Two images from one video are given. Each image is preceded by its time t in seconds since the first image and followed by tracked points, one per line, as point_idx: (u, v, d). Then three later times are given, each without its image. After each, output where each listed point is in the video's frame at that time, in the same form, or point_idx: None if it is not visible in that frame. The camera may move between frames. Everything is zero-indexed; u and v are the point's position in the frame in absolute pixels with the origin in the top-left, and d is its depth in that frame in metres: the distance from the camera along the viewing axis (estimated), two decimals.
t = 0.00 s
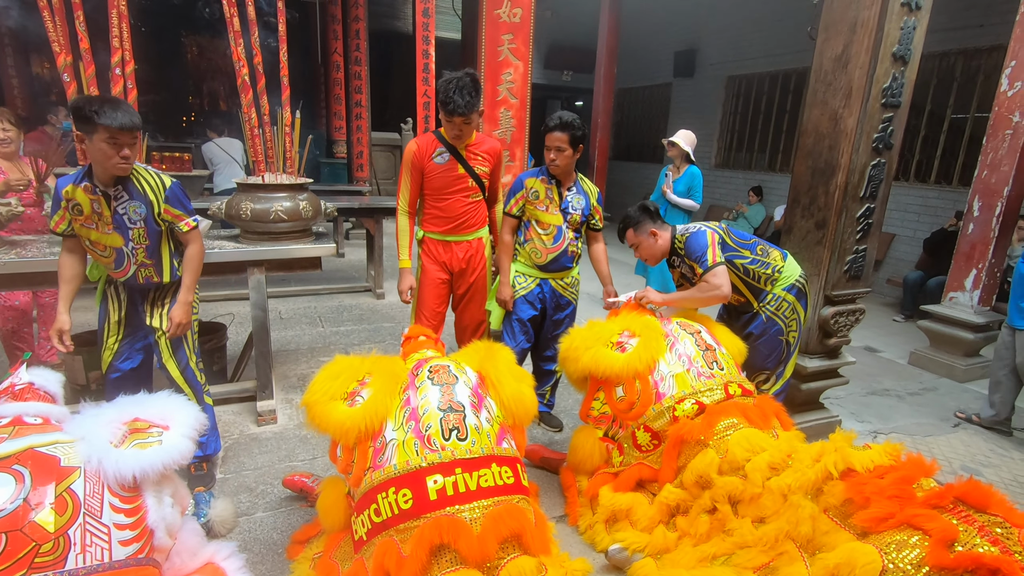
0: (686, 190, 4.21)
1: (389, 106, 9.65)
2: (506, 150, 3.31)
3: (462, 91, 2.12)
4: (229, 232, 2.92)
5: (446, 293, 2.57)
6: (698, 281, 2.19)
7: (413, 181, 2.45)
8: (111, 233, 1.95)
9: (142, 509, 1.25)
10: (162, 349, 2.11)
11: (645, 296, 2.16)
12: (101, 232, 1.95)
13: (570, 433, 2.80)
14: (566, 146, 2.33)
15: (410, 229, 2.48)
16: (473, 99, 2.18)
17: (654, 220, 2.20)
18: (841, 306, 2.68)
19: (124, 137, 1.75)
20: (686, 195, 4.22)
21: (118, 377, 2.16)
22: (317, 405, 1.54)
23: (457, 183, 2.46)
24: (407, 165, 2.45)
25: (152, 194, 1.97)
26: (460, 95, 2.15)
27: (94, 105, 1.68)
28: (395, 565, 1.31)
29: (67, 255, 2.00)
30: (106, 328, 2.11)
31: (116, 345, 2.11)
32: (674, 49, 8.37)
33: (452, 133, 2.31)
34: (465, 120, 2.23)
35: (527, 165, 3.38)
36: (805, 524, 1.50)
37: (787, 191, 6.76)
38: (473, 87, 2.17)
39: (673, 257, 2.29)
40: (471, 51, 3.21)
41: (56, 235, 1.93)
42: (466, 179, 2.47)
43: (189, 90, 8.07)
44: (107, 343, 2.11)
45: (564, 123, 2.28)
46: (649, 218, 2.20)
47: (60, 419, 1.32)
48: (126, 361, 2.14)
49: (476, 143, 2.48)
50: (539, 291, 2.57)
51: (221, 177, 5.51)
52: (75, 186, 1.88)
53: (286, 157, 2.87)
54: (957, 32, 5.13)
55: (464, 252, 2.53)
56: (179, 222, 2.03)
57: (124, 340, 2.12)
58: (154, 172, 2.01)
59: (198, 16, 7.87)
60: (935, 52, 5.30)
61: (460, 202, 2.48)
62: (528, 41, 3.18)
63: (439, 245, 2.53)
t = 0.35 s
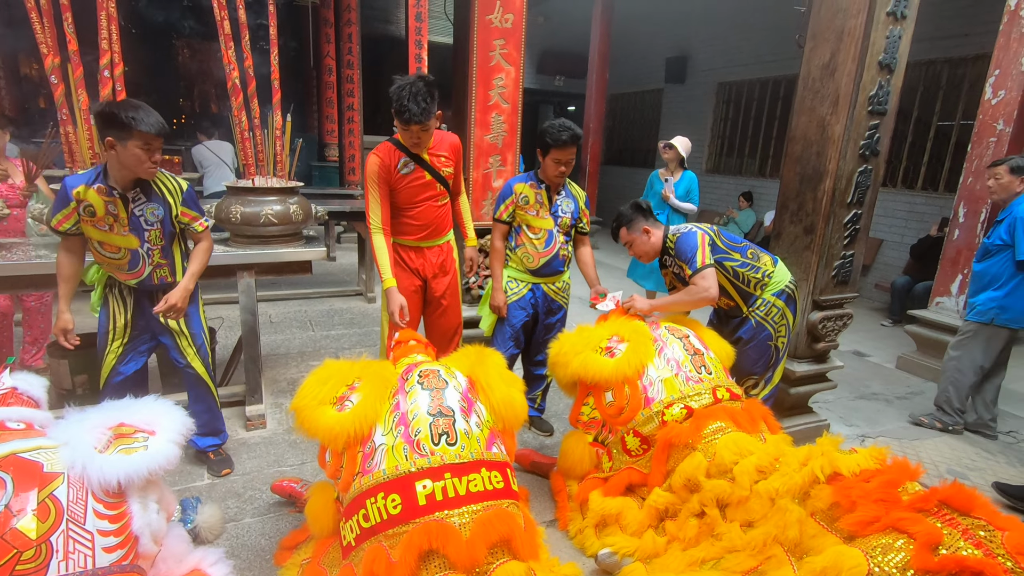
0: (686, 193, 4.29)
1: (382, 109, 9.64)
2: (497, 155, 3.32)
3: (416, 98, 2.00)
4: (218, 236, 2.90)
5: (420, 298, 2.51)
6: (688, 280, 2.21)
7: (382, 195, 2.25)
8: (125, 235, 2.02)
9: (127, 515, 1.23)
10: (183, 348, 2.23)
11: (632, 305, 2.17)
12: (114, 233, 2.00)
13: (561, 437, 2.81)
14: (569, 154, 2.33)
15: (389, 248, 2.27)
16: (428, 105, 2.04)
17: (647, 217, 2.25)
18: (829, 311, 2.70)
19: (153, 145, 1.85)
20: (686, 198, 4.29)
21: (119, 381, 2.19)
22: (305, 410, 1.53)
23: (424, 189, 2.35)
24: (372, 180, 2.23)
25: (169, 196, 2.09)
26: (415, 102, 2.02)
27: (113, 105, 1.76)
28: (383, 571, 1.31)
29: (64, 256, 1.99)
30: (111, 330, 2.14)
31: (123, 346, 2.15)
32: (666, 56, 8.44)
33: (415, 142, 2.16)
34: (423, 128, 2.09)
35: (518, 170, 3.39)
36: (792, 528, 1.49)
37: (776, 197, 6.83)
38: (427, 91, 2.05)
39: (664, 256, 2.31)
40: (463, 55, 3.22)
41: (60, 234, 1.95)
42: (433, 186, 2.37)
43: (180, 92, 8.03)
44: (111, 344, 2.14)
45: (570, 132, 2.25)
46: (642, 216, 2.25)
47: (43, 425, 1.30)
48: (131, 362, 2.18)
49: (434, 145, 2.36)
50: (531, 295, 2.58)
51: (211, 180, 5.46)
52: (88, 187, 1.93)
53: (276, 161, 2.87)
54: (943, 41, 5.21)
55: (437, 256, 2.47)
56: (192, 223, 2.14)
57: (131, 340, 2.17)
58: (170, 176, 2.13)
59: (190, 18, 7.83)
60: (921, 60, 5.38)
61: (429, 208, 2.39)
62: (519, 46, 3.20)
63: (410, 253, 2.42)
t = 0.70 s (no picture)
0: (699, 198, 4.35)
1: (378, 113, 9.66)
2: (492, 159, 3.32)
3: (396, 103, 1.99)
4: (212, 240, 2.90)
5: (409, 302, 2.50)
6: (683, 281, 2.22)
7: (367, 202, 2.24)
8: (178, 243, 2.06)
9: (120, 521, 1.23)
10: (202, 345, 2.25)
11: (628, 306, 2.17)
12: (169, 241, 2.04)
13: (556, 441, 2.81)
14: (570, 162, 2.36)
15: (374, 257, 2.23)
16: (409, 110, 2.03)
17: (641, 220, 2.27)
18: (823, 315, 2.72)
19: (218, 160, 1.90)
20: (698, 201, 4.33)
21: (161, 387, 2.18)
22: (300, 415, 1.53)
23: (409, 194, 2.35)
24: (356, 187, 2.20)
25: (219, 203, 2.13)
26: (394, 107, 2.01)
27: (183, 121, 1.80)
28: None
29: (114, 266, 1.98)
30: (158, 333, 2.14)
31: (170, 349, 2.16)
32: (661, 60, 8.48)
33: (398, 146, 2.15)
34: (405, 134, 2.08)
35: (514, 174, 3.39)
36: (787, 532, 1.50)
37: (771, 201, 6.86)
38: (407, 97, 2.04)
39: (662, 258, 2.31)
40: (458, 60, 3.23)
41: (113, 244, 1.94)
42: (418, 190, 2.37)
43: (176, 95, 8.02)
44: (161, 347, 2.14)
45: (570, 139, 2.27)
46: (634, 220, 2.28)
47: (35, 430, 1.30)
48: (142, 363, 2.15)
49: (416, 149, 2.37)
50: (526, 300, 2.58)
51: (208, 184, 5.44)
52: (147, 197, 1.96)
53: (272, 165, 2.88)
54: (935, 46, 5.26)
55: (423, 260, 2.48)
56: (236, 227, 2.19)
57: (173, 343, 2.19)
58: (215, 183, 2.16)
59: (186, 22, 7.82)
60: (914, 65, 5.42)
61: (414, 212, 2.40)
62: (515, 51, 3.22)
63: (397, 257, 2.42)
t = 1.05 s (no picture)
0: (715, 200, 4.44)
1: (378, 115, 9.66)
2: (492, 160, 3.32)
3: (385, 107, 2.00)
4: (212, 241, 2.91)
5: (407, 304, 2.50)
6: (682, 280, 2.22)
7: (360, 207, 2.26)
8: (216, 241, 2.02)
9: (119, 522, 1.23)
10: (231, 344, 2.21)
11: (627, 309, 2.17)
12: (208, 239, 1.99)
13: (556, 443, 2.81)
14: (568, 163, 2.33)
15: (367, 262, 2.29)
16: (398, 114, 2.04)
17: (640, 220, 2.27)
18: (823, 315, 2.72)
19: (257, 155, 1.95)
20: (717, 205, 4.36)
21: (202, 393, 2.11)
22: (300, 416, 1.53)
23: (403, 197, 2.35)
24: (348, 192, 2.23)
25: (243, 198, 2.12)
26: (384, 111, 2.02)
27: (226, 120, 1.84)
28: None
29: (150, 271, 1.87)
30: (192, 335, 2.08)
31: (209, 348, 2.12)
32: (660, 62, 8.49)
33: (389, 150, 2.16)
34: (395, 138, 2.09)
35: (513, 175, 3.39)
36: (788, 534, 1.49)
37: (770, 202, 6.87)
38: (397, 100, 2.04)
39: (661, 259, 2.32)
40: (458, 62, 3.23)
41: (160, 249, 1.86)
42: (412, 192, 2.37)
43: (175, 97, 8.02)
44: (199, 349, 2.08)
45: (567, 139, 2.27)
46: (634, 220, 2.28)
47: (36, 432, 1.30)
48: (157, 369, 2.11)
49: (410, 151, 2.37)
50: (524, 299, 2.59)
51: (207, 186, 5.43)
52: (191, 197, 1.90)
53: (271, 166, 2.87)
54: (933, 48, 5.27)
55: (420, 262, 2.48)
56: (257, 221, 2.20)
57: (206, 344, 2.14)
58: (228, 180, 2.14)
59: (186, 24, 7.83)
60: (912, 66, 5.43)
61: (410, 214, 2.39)
62: (514, 53, 3.22)
63: (394, 260, 2.42)
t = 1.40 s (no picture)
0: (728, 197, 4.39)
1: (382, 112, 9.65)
2: (496, 156, 3.31)
3: (398, 101, 1.99)
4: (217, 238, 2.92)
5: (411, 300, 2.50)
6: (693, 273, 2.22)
7: (359, 202, 2.27)
8: (265, 234, 2.10)
9: (128, 516, 1.23)
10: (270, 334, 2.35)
11: (650, 295, 2.20)
12: (258, 231, 2.06)
13: (561, 438, 2.80)
14: (559, 151, 2.31)
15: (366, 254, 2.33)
16: (410, 109, 2.04)
17: (646, 215, 2.26)
18: (830, 310, 2.70)
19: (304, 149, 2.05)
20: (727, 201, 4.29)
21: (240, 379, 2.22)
22: (306, 411, 1.53)
23: (405, 191, 2.34)
24: (348, 185, 2.23)
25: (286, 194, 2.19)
26: (395, 105, 2.02)
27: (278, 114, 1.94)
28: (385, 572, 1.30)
29: (200, 259, 1.91)
30: (232, 329, 2.13)
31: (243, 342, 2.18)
32: (664, 57, 8.45)
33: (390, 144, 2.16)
34: (406, 132, 2.09)
35: (518, 171, 3.38)
36: (797, 527, 1.47)
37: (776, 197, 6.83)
38: (407, 94, 2.05)
39: (665, 254, 2.31)
40: (462, 57, 3.22)
41: (218, 237, 1.92)
42: (415, 187, 2.36)
43: (179, 95, 8.03)
44: (235, 343, 2.13)
45: (557, 128, 2.28)
46: (639, 215, 2.27)
47: (43, 425, 1.30)
48: (190, 365, 2.10)
49: (414, 146, 2.36)
50: (524, 293, 2.61)
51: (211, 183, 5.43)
52: (248, 189, 1.97)
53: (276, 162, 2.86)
54: (940, 41, 5.23)
55: (424, 258, 2.47)
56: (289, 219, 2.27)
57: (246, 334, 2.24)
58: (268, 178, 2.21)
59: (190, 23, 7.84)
60: (920, 60, 5.39)
61: (413, 209, 2.39)
62: (518, 48, 3.21)
63: (398, 255, 2.42)
